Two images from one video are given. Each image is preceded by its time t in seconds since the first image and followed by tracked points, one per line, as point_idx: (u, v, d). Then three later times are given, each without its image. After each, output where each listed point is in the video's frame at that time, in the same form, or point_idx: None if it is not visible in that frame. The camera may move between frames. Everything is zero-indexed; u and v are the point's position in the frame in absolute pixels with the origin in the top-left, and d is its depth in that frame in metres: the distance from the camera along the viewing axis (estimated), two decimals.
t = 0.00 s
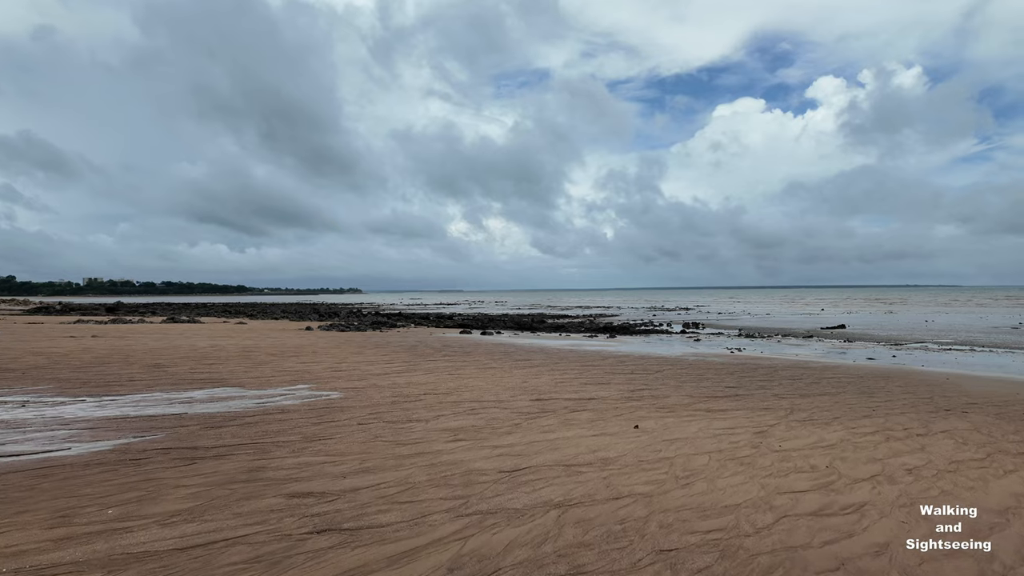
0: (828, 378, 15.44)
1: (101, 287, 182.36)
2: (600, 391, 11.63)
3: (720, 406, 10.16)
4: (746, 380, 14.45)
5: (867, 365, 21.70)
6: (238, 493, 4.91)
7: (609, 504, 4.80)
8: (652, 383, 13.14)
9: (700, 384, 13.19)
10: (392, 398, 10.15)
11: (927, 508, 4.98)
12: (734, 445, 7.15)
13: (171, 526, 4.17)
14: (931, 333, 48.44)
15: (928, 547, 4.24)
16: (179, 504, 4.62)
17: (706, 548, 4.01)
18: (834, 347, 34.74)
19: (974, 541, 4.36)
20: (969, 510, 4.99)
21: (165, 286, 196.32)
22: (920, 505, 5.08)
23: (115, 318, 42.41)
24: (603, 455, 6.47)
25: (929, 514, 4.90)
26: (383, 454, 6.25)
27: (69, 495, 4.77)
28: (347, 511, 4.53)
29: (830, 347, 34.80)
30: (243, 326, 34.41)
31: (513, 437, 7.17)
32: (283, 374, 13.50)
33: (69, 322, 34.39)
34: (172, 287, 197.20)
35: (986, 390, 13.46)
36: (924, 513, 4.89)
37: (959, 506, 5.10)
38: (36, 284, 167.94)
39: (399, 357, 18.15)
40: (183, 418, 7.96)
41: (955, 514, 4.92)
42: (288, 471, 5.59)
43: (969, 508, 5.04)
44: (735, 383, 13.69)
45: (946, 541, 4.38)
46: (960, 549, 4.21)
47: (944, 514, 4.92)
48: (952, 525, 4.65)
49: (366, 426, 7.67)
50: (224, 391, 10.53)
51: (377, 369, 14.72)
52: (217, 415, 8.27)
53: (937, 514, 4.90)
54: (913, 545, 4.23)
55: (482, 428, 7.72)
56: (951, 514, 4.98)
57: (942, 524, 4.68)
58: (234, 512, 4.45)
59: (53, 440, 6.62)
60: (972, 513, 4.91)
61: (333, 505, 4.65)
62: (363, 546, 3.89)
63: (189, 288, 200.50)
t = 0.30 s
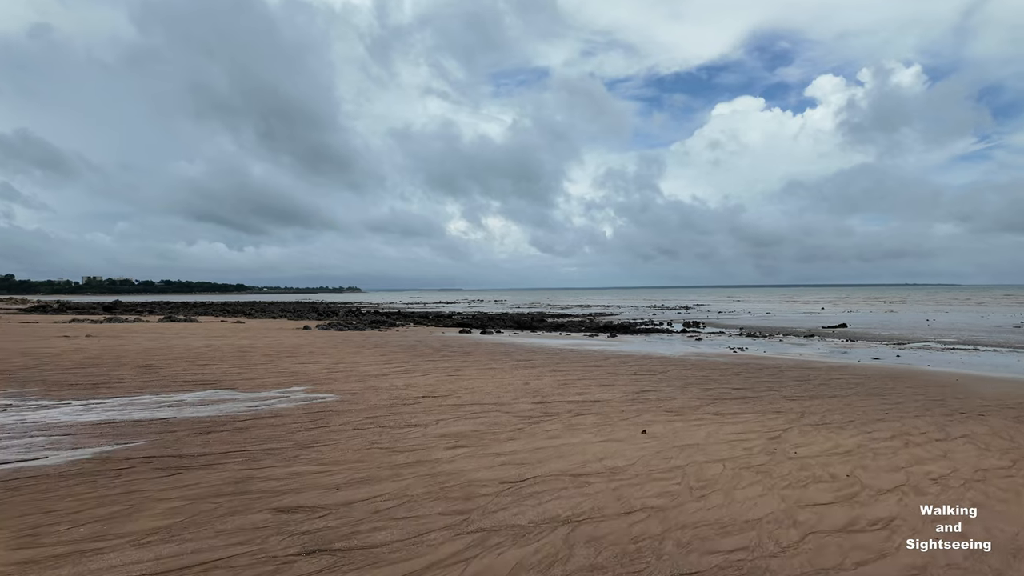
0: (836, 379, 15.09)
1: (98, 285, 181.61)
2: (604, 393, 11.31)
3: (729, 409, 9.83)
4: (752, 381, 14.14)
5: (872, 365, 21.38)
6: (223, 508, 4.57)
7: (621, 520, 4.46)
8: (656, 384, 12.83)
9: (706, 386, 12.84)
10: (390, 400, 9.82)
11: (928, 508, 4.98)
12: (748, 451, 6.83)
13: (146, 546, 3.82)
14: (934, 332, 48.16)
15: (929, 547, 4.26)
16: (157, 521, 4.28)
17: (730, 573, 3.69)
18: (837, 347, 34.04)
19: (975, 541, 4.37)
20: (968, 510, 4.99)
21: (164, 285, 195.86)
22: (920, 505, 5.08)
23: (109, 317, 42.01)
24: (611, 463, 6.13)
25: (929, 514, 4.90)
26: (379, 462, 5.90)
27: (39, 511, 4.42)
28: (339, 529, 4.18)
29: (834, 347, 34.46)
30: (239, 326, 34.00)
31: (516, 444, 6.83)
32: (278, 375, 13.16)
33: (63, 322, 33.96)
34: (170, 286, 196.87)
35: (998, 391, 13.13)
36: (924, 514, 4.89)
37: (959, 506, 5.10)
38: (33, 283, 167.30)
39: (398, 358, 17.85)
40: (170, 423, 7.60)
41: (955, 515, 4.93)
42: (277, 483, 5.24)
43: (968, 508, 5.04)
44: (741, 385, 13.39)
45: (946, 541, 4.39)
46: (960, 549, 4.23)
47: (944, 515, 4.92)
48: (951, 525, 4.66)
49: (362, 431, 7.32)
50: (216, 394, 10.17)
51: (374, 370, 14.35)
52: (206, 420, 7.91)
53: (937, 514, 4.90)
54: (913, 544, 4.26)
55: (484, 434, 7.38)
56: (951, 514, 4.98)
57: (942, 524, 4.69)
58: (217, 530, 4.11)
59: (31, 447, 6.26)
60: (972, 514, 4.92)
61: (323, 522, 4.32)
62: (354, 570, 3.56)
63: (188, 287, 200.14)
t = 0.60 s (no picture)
0: (845, 380, 14.77)
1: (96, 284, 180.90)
2: (610, 394, 11.01)
3: (741, 411, 9.51)
4: (761, 381, 13.85)
5: (878, 364, 21.12)
6: (211, 520, 4.24)
7: (641, 533, 4.14)
8: (663, 385, 12.53)
9: (715, 386, 12.51)
10: (390, 402, 9.50)
11: (927, 508, 4.90)
12: (766, 456, 6.52)
13: (127, 564, 3.50)
14: (936, 331, 47.96)
15: (929, 547, 4.19)
16: (140, 535, 3.95)
17: None
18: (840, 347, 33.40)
19: (975, 541, 4.29)
20: (968, 510, 4.91)
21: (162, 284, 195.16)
22: (920, 505, 5.00)
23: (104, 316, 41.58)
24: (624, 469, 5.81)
25: (929, 514, 4.83)
26: (379, 468, 5.58)
27: (13, 523, 4.09)
28: (337, 543, 3.86)
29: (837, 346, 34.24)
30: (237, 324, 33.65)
31: (523, 449, 6.50)
32: (275, 375, 12.83)
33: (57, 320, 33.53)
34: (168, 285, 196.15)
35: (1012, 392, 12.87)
36: (924, 513, 4.82)
37: (959, 506, 5.03)
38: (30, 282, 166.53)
39: (399, 357, 17.56)
40: (161, 426, 7.27)
41: (954, 514, 4.85)
42: (271, 491, 4.91)
43: (968, 508, 4.96)
44: (749, 385, 13.10)
45: (946, 541, 4.31)
46: (961, 549, 4.15)
47: (943, 515, 4.84)
48: (951, 525, 4.58)
49: (362, 435, 7.00)
50: (210, 395, 9.82)
51: (373, 370, 14.00)
52: (198, 422, 7.57)
53: (937, 513, 4.83)
54: (913, 544, 4.18)
55: (489, 437, 7.07)
56: (951, 514, 4.91)
57: (942, 524, 4.61)
58: (204, 545, 3.78)
59: (13, 452, 5.93)
60: (972, 513, 4.83)
61: (320, 535, 3.99)
62: None
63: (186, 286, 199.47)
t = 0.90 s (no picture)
0: (851, 380, 14.51)
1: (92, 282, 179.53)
2: (614, 396, 10.73)
3: (749, 415, 9.24)
4: (766, 382, 13.60)
5: (882, 364, 20.88)
6: (197, 540, 3.93)
7: (660, 553, 3.87)
8: (668, 386, 12.25)
9: (720, 388, 12.23)
10: (389, 405, 9.19)
11: (927, 508, 4.96)
12: (782, 464, 6.24)
13: None
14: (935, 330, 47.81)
15: (928, 547, 4.24)
16: (119, 558, 3.64)
17: None
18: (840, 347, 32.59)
19: (974, 541, 4.35)
20: (968, 510, 4.96)
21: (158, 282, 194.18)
22: (920, 505, 5.05)
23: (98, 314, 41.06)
24: (637, 479, 5.52)
25: (929, 513, 4.91)
26: (377, 479, 5.28)
27: None
28: (333, 567, 3.56)
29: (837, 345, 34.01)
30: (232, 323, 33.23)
31: (529, 456, 6.22)
32: (270, 376, 12.51)
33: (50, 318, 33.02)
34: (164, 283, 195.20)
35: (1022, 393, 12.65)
36: (924, 514, 4.87)
37: (958, 506, 5.08)
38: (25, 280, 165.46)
39: (397, 357, 17.26)
40: (148, 432, 6.94)
41: (954, 514, 4.90)
42: (262, 505, 4.61)
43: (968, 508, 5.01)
44: (755, 387, 12.84)
45: (945, 541, 4.37)
46: (960, 549, 4.21)
47: (943, 515, 4.90)
48: (951, 525, 4.64)
49: (359, 442, 6.69)
50: (201, 398, 9.49)
51: (371, 371, 13.66)
52: (188, 428, 7.24)
53: (937, 514, 4.88)
54: (913, 545, 4.23)
55: (492, 444, 6.77)
56: (951, 514, 4.96)
57: (942, 524, 4.66)
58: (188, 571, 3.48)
59: None
60: (972, 514, 4.88)
61: (314, 558, 3.69)
62: None
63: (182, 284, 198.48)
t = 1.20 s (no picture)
0: (858, 379, 14.21)
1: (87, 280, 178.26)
2: (619, 396, 10.41)
3: (760, 416, 8.93)
4: (772, 382, 13.31)
5: (887, 363, 20.59)
6: (178, 556, 3.60)
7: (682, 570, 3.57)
8: (673, 385, 11.95)
9: (727, 388, 11.90)
10: (386, 406, 8.85)
11: (927, 508, 4.81)
12: (802, 469, 5.93)
13: None
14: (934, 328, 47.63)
15: (928, 547, 4.12)
16: None
17: None
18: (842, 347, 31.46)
19: (975, 541, 4.22)
20: (969, 510, 4.83)
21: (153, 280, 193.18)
22: (920, 505, 4.91)
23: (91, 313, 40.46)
24: (650, 486, 5.20)
25: (929, 514, 4.74)
26: (375, 486, 4.96)
27: None
28: None
29: (838, 343, 33.72)
30: (227, 322, 32.79)
31: (535, 461, 5.89)
32: (264, 376, 12.16)
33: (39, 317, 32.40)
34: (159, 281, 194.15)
35: None
36: (924, 514, 4.73)
37: (959, 506, 4.94)
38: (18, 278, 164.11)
39: (394, 356, 16.92)
40: (133, 435, 6.59)
41: (955, 514, 4.77)
42: (250, 515, 4.29)
43: (968, 508, 4.88)
44: (761, 386, 12.54)
45: (946, 541, 4.24)
46: (961, 549, 4.08)
47: (943, 515, 4.77)
48: (951, 525, 4.51)
49: (355, 446, 6.35)
50: (192, 399, 9.13)
51: (368, 370, 13.29)
52: (176, 431, 6.89)
53: (937, 514, 4.75)
54: (912, 544, 4.11)
55: (496, 447, 6.44)
56: (951, 515, 4.82)
57: (942, 524, 4.53)
58: None
59: None
60: (972, 513, 4.76)
61: None
62: None
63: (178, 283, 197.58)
